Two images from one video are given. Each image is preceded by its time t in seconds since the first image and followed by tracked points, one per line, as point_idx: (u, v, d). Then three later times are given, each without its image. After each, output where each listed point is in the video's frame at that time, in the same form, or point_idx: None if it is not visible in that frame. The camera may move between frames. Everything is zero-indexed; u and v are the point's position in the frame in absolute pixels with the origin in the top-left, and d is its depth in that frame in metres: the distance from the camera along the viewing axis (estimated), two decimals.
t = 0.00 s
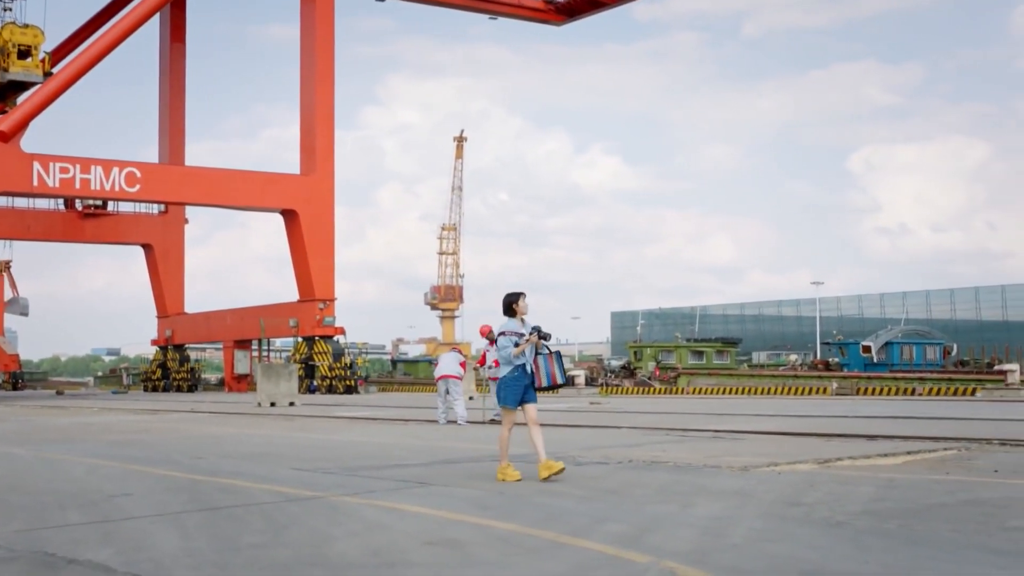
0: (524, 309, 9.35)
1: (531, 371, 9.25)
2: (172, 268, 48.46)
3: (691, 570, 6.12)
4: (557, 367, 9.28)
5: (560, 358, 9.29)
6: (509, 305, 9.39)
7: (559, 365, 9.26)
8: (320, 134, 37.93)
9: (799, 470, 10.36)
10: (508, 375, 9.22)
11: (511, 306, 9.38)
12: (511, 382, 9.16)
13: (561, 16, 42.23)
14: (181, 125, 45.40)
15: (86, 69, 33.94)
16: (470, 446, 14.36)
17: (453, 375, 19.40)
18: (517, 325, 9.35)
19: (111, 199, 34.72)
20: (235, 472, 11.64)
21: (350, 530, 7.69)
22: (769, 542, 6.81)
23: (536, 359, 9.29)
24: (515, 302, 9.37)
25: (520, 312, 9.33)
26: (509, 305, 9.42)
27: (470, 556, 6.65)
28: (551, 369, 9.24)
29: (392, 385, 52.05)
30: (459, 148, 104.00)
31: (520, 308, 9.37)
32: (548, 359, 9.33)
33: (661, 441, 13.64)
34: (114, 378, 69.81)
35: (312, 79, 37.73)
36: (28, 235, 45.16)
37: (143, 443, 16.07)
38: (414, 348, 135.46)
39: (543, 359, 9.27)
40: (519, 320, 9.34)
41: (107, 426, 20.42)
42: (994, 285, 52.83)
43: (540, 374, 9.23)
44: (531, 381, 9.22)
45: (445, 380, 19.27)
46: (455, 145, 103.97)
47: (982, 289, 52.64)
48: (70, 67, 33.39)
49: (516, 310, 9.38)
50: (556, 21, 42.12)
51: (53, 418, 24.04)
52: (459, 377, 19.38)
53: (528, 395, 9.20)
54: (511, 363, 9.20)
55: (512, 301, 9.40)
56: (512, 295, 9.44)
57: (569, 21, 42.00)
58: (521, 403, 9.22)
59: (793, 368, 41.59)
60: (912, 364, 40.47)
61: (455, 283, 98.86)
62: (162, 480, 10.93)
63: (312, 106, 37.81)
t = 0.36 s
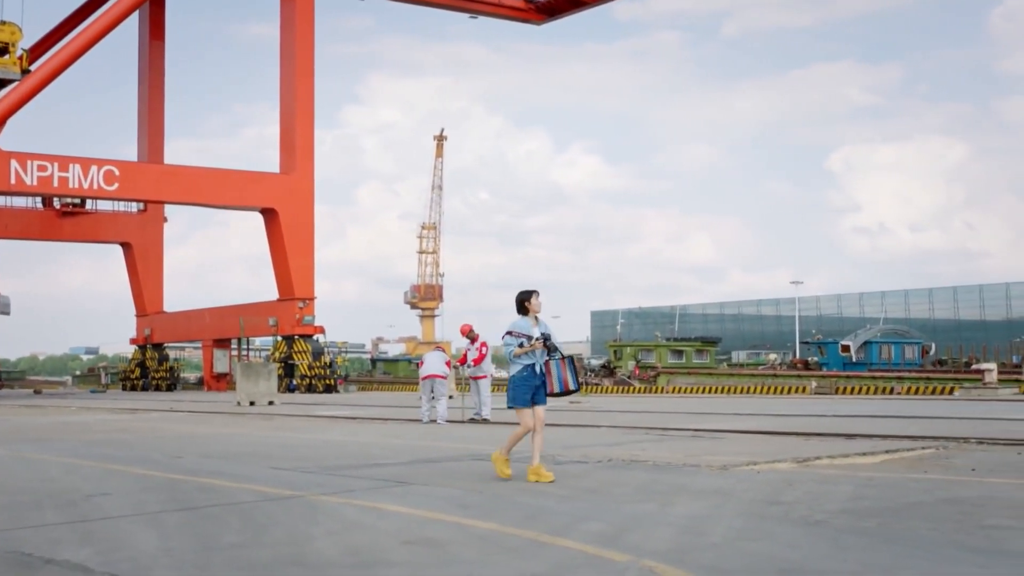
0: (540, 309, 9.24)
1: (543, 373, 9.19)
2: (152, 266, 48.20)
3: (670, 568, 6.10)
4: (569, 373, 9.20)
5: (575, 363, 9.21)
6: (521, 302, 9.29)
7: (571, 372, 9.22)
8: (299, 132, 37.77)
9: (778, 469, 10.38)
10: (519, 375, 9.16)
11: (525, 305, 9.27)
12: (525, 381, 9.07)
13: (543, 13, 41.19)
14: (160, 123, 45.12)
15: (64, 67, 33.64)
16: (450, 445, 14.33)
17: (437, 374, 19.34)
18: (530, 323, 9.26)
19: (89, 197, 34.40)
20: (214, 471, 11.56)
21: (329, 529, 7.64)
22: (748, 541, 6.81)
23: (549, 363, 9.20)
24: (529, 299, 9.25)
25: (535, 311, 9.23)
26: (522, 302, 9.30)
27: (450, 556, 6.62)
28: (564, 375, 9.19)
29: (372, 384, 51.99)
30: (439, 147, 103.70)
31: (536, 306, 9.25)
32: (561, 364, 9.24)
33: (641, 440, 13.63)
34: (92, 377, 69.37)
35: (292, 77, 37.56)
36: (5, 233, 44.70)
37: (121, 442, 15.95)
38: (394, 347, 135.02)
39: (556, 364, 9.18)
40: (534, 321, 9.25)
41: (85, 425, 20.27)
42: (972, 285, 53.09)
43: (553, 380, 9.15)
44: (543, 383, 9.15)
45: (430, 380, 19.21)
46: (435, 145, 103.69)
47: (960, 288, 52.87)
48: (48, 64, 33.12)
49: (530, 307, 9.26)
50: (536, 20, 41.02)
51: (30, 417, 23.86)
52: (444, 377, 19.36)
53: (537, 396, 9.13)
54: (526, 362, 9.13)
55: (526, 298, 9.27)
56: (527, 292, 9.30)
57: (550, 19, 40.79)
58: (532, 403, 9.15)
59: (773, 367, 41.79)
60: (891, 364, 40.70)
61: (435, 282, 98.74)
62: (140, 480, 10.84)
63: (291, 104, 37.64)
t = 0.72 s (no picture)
0: (547, 312, 9.15)
1: (549, 376, 9.07)
2: (126, 265, 47.80)
3: (647, 568, 6.08)
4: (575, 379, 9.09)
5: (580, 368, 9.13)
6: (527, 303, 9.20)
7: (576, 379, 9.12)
8: (275, 132, 37.59)
9: (753, 468, 10.40)
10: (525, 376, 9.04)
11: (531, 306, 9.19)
12: (530, 383, 8.96)
13: (521, 13, 40.82)
14: (134, 121, 44.75)
15: (38, 64, 33.29)
16: (426, 445, 14.28)
17: (409, 372, 19.29)
18: (537, 325, 9.17)
19: (63, 196, 34.00)
20: (189, 472, 11.46)
21: (305, 529, 7.58)
22: (723, 540, 6.82)
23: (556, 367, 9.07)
24: (535, 299, 9.17)
25: (542, 314, 9.14)
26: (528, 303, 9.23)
27: (427, 556, 6.58)
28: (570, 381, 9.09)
29: (348, 383, 51.85)
30: (416, 146, 103.43)
31: (542, 307, 9.17)
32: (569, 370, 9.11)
33: (616, 440, 13.62)
34: (66, 377, 68.79)
35: (268, 76, 37.38)
36: None
37: (94, 441, 15.79)
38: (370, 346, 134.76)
39: (563, 370, 9.06)
40: (539, 322, 9.16)
41: (58, 425, 20.07)
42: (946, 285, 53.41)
43: (558, 385, 9.04)
44: (548, 387, 9.04)
45: (400, 378, 19.14)
46: (411, 144, 103.37)
47: (934, 288, 53.18)
48: (22, 62, 32.77)
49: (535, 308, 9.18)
50: (513, 20, 40.76)
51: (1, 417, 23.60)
52: (416, 376, 19.29)
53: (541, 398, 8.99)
54: (531, 364, 9.02)
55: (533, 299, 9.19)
56: (534, 293, 9.21)
57: (527, 19, 40.52)
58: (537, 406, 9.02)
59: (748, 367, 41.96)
60: (866, 363, 40.90)
61: (411, 282, 98.53)
62: (113, 480, 10.73)
63: (267, 103, 37.45)
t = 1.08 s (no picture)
0: (548, 303, 8.62)
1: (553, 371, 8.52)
2: (93, 263, 47.29)
3: (615, 567, 6.05)
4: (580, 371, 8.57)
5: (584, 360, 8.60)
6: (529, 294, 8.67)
7: (582, 369, 8.57)
8: (244, 130, 37.32)
9: (722, 467, 10.40)
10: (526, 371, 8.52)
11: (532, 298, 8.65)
12: (529, 378, 8.46)
13: (490, 12, 40.61)
14: (101, 118, 44.30)
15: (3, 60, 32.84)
16: (395, 445, 14.21)
17: (377, 371, 19.16)
18: (539, 318, 8.65)
19: (29, 193, 33.47)
20: (154, 471, 11.31)
21: (273, 529, 7.48)
22: (692, 538, 6.80)
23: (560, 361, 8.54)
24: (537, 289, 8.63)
25: (543, 306, 8.61)
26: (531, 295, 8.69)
27: (395, 555, 6.51)
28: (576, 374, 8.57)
29: (316, 382, 51.62)
30: (385, 145, 102.97)
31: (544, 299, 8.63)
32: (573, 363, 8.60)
33: (585, 439, 13.63)
34: (31, 376, 68.01)
35: (236, 74, 37.08)
36: None
37: (59, 442, 15.58)
38: (339, 345, 134.28)
39: (566, 362, 8.54)
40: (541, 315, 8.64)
41: (23, 425, 19.80)
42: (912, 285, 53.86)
43: (563, 380, 8.52)
44: (551, 382, 8.51)
45: (369, 377, 19.02)
46: (381, 142, 103.01)
47: (901, 287, 53.61)
48: None
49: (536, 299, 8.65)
50: (482, 19, 40.54)
51: None
52: (384, 374, 19.17)
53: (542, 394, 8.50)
54: (530, 358, 8.50)
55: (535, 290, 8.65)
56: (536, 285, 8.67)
57: (496, 18, 40.29)
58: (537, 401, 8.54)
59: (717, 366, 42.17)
60: (833, 362, 41.13)
61: (380, 280, 98.29)
62: (77, 480, 10.56)
63: (236, 100, 37.16)
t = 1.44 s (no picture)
0: (547, 307, 8.21)
1: (554, 376, 8.22)
2: (50, 262, 46.59)
3: (574, 565, 6.02)
4: (585, 376, 8.30)
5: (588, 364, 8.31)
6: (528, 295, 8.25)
7: (584, 375, 8.26)
8: (203, 127, 36.93)
9: (681, 466, 10.41)
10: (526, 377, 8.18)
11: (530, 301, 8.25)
12: (529, 386, 8.16)
13: (451, 11, 40.32)
14: (58, 115, 43.66)
15: None
16: (355, 444, 14.08)
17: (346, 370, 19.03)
18: (537, 321, 8.28)
19: None
20: (110, 471, 11.14)
21: (231, 529, 7.37)
22: (650, 537, 6.78)
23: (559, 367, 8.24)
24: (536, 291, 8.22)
25: (542, 309, 8.21)
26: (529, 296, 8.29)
27: (353, 554, 6.44)
28: (579, 378, 8.29)
29: (276, 381, 51.28)
30: (345, 143, 102.41)
31: (543, 300, 8.24)
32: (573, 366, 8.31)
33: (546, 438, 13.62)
34: None
35: (196, 71, 36.66)
36: None
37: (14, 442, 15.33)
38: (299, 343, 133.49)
39: (568, 368, 8.24)
40: (540, 318, 8.27)
41: None
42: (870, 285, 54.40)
43: (566, 387, 8.23)
44: (553, 388, 8.22)
45: (337, 378, 18.86)
46: (342, 141, 102.41)
47: (859, 288, 54.18)
48: None
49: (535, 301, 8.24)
50: (444, 17, 40.24)
51: None
52: (350, 373, 19.02)
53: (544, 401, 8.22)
54: (529, 364, 8.15)
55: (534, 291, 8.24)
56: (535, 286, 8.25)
57: (458, 17, 40.01)
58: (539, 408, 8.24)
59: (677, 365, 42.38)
60: (792, 362, 41.41)
61: (341, 279, 97.80)
62: (31, 480, 10.37)
63: (195, 97, 36.74)
